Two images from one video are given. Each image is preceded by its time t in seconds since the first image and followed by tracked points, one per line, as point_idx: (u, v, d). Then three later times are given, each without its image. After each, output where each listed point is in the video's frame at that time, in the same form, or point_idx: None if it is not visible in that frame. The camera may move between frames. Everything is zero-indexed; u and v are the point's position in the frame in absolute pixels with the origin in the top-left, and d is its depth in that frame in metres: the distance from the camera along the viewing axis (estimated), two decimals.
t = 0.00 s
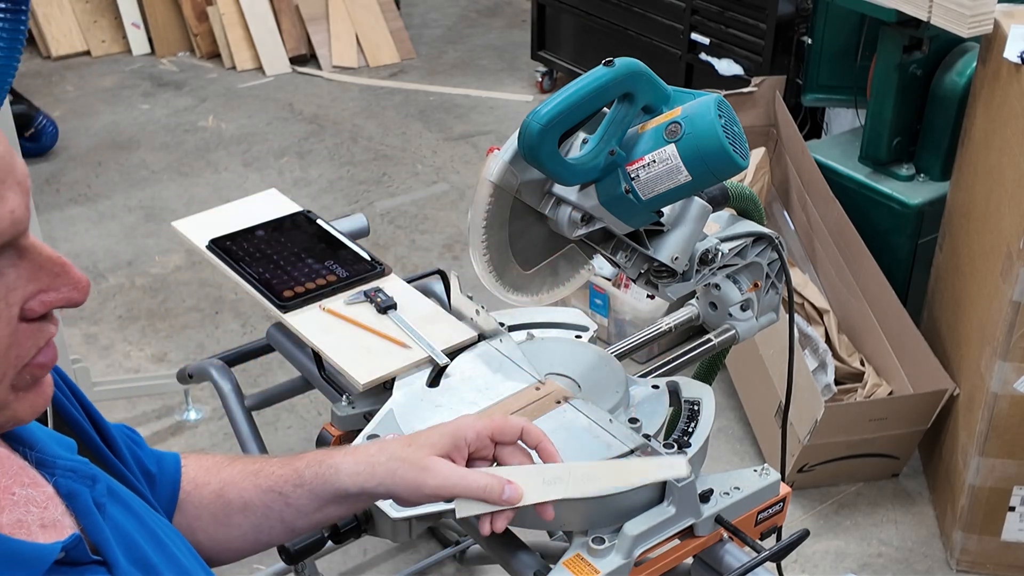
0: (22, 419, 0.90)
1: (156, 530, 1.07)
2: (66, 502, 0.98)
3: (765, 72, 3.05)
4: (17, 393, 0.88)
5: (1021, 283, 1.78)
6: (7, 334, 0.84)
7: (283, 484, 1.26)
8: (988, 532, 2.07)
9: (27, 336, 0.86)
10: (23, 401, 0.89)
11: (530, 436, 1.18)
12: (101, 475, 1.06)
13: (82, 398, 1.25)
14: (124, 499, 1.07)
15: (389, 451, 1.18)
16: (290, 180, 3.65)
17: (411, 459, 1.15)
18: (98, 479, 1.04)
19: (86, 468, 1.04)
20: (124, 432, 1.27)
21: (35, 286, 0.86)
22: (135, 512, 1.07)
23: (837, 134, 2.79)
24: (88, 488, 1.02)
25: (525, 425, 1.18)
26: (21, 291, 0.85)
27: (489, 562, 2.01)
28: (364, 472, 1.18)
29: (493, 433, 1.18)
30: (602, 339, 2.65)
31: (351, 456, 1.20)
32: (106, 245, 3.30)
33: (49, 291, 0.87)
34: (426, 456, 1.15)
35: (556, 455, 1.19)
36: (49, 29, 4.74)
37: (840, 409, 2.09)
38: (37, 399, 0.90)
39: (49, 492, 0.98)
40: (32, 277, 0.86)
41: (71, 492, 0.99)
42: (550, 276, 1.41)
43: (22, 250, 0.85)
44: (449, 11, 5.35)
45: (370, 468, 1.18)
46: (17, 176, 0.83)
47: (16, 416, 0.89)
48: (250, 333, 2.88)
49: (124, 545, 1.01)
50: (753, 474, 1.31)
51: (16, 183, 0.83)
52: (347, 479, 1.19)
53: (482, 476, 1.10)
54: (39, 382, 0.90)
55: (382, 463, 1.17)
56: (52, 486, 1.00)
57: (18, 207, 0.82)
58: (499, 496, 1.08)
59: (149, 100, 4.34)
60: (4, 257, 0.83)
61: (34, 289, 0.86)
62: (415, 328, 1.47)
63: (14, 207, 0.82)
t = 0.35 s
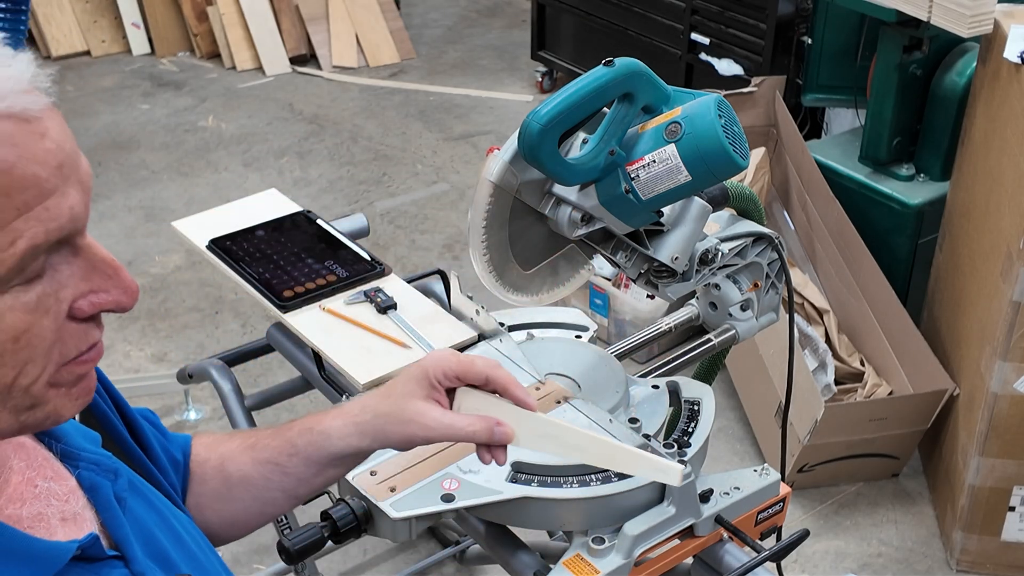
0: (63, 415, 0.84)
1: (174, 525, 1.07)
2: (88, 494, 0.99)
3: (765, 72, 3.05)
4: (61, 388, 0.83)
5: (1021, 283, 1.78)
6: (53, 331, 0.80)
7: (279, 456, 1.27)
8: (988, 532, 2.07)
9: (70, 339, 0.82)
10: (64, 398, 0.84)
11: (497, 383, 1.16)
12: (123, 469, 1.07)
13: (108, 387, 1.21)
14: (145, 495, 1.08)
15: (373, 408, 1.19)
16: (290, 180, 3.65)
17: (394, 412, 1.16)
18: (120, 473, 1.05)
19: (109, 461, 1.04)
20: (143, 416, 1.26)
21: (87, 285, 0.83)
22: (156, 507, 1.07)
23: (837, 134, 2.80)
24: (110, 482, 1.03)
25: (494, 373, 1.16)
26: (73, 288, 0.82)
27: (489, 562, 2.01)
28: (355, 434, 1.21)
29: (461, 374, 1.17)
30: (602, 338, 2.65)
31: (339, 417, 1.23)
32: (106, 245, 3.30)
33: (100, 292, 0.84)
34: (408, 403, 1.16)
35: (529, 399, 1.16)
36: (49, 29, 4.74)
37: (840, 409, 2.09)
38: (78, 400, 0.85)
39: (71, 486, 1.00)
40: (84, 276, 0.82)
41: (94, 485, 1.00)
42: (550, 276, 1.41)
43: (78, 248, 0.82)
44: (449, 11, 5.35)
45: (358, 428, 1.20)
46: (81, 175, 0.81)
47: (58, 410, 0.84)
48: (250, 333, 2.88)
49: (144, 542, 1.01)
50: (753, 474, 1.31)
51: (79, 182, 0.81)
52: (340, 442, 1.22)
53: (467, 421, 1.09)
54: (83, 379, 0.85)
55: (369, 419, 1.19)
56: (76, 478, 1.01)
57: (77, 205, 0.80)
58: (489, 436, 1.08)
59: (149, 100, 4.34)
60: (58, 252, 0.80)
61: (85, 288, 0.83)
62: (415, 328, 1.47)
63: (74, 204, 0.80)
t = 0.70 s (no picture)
0: (68, 408, 0.83)
1: (184, 525, 1.07)
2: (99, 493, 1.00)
3: (765, 73, 3.05)
4: (65, 381, 0.83)
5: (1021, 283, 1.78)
6: (71, 314, 0.80)
7: (297, 462, 1.27)
8: (988, 532, 2.07)
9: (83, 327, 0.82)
10: (70, 392, 0.83)
11: (519, 411, 1.10)
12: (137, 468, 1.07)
13: (130, 382, 1.22)
14: (157, 495, 1.08)
15: (395, 417, 1.19)
16: (290, 180, 3.65)
17: (417, 423, 1.16)
18: (133, 473, 1.04)
19: (123, 461, 1.04)
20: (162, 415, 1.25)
21: (108, 272, 0.82)
22: (168, 508, 1.07)
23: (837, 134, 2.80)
24: (122, 481, 1.03)
25: (513, 402, 1.11)
26: (94, 273, 0.81)
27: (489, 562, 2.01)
28: (375, 442, 1.20)
29: (485, 398, 1.13)
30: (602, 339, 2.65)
31: (360, 426, 1.22)
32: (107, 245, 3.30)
33: (121, 279, 0.83)
34: (432, 417, 1.15)
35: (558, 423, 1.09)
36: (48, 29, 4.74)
37: (840, 409, 2.09)
38: (86, 392, 0.85)
39: (84, 484, 1.01)
40: (106, 263, 0.82)
41: (105, 484, 1.00)
42: (550, 276, 1.41)
43: (101, 234, 0.82)
44: (449, 11, 5.35)
45: (379, 437, 1.19)
46: (110, 162, 0.81)
47: (63, 404, 0.83)
48: (250, 333, 2.88)
49: (154, 543, 1.01)
50: (753, 474, 1.31)
51: (108, 169, 0.80)
52: (359, 450, 1.21)
53: (488, 440, 1.08)
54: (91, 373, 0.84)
55: (390, 430, 1.19)
56: (88, 477, 1.02)
57: (106, 189, 0.80)
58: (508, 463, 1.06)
59: (149, 100, 4.34)
60: (82, 236, 0.80)
61: (106, 275, 0.82)
62: (415, 328, 1.47)
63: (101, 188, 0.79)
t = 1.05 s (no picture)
0: (55, 387, 0.84)
1: (181, 525, 1.08)
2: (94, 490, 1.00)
3: (765, 73, 3.05)
4: (51, 360, 0.83)
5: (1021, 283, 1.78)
6: (50, 301, 0.80)
7: (302, 465, 1.27)
8: (989, 532, 2.07)
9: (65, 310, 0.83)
10: (57, 369, 0.84)
11: (530, 422, 1.11)
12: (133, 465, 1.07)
13: (133, 379, 1.23)
14: (154, 494, 1.08)
15: (403, 425, 1.18)
16: (290, 180, 3.65)
17: (425, 433, 1.15)
18: (129, 470, 1.04)
19: (119, 457, 1.04)
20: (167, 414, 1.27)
21: (80, 256, 0.83)
22: (164, 506, 1.07)
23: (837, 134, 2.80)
24: (118, 478, 1.02)
25: (525, 412, 1.12)
26: (67, 259, 0.82)
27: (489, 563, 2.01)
28: (380, 449, 1.19)
29: (496, 409, 1.13)
30: (602, 338, 2.66)
31: (366, 432, 1.21)
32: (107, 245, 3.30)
33: (95, 262, 0.84)
34: (440, 428, 1.14)
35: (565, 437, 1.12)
36: (48, 29, 4.74)
37: (840, 408, 2.09)
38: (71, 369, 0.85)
39: (80, 481, 1.00)
40: (78, 248, 0.83)
41: (101, 481, 1.00)
42: (550, 276, 1.41)
43: (71, 220, 0.82)
44: (449, 11, 5.35)
45: (385, 444, 1.18)
46: (74, 147, 0.81)
47: (50, 384, 0.83)
48: (250, 333, 2.88)
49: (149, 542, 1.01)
50: (753, 474, 1.31)
51: (72, 153, 0.80)
52: (365, 456, 1.20)
53: (494, 456, 1.07)
54: (73, 351, 0.85)
55: (396, 437, 1.18)
56: (84, 474, 1.01)
57: (72, 175, 0.80)
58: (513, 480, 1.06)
59: (149, 100, 4.34)
60: (53, 223, 0.80)
61: (79, 259, 0.83)
62: (415, 328, 1.47)
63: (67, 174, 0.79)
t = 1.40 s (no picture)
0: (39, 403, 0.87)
1: (174, 525, 1.08)
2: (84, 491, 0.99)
3: (765, 73, 3.05)
4: (32, 376, 0.86)
5: (1021, 283, 1.78)
6: (28, 316, 0.82)
7: (305, 473, 1.27)
8: (988, 532, 2.07)
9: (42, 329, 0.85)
10: (41, 384, 0.87)
11: (539, 426, 1.14)
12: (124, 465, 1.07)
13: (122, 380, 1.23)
14: (145, 493, 1.08)
15: (408, 435, 1.18)
16: (290, 180, 3.65)
17: (431, 444, 1.16)
18: (119, 470, 1.04)
19: (109, 458, 1.03)
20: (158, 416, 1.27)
21: (61, 271, 0.85)
22: (155, 506, 1.07)
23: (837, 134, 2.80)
24: (108, 478, 1.02)
25: (534, 415, 1.14)
26: (48, 273, 0.84)
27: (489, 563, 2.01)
28: (386, 458, 1.19)
29: (504, 416, 1.15)
30: (602, 339, 2.66)
31: (370, 441, 1.21)
32: (106, 245, 3.30)
33: (77, 277, 0.86)
34: (446, 438, 1.16)
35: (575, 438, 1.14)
36: (49, 29, 4.74)
37: (841, 408, 2.09)
38: (57, 385, 0.88)
39: (68, 482, 1.00)
40: (59, 262, 0.85)
41: (90, 481, 1.00)
42: (550, 276, 1.41)
43: (51, 233, 0.84)
44: (449, 11, 5.35)
45: (391, 453, 1.19)
46: (53, 160, 0.82)
47: (34, 398, 0.86)
48: (250, 333, 2.88)
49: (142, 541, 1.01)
50: (753, 474, 1.31)
51: (51, 167, 0.82)
52: (369, 465, 1.21)
53: (500, 467, 1.09)
54: (59, 367, 0.88)
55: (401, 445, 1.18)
56: (73, 475, 1.01)
57: (49, 190, 0.81)
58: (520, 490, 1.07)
59: (149, 100, 4.34)
60: (30, 238, 0.82)
61: (59, 273, 0.85)
62: (415, 328, 1.47)
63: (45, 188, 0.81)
